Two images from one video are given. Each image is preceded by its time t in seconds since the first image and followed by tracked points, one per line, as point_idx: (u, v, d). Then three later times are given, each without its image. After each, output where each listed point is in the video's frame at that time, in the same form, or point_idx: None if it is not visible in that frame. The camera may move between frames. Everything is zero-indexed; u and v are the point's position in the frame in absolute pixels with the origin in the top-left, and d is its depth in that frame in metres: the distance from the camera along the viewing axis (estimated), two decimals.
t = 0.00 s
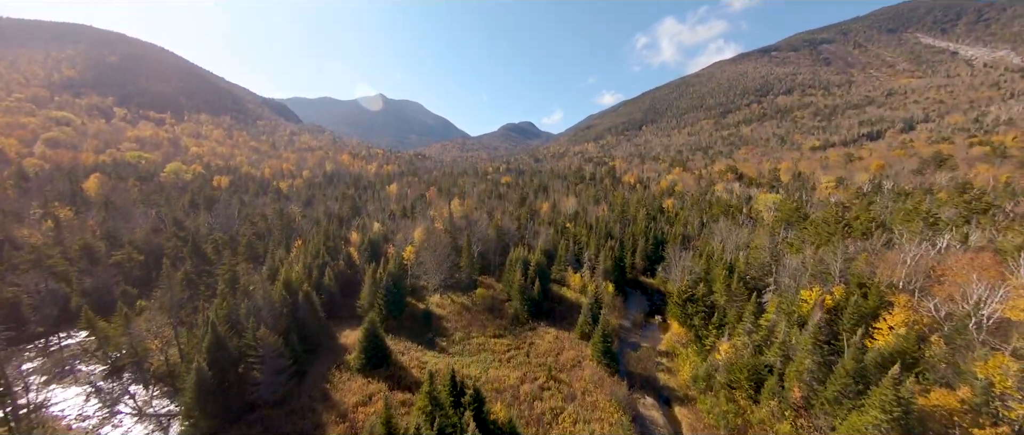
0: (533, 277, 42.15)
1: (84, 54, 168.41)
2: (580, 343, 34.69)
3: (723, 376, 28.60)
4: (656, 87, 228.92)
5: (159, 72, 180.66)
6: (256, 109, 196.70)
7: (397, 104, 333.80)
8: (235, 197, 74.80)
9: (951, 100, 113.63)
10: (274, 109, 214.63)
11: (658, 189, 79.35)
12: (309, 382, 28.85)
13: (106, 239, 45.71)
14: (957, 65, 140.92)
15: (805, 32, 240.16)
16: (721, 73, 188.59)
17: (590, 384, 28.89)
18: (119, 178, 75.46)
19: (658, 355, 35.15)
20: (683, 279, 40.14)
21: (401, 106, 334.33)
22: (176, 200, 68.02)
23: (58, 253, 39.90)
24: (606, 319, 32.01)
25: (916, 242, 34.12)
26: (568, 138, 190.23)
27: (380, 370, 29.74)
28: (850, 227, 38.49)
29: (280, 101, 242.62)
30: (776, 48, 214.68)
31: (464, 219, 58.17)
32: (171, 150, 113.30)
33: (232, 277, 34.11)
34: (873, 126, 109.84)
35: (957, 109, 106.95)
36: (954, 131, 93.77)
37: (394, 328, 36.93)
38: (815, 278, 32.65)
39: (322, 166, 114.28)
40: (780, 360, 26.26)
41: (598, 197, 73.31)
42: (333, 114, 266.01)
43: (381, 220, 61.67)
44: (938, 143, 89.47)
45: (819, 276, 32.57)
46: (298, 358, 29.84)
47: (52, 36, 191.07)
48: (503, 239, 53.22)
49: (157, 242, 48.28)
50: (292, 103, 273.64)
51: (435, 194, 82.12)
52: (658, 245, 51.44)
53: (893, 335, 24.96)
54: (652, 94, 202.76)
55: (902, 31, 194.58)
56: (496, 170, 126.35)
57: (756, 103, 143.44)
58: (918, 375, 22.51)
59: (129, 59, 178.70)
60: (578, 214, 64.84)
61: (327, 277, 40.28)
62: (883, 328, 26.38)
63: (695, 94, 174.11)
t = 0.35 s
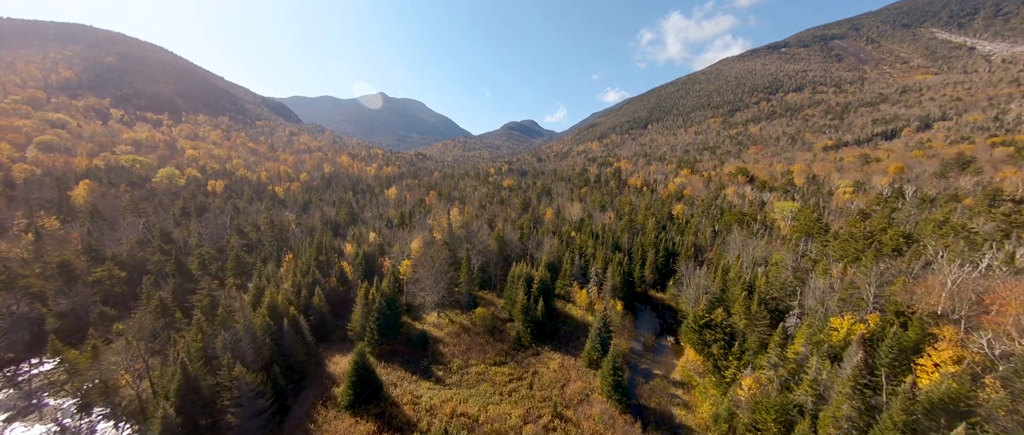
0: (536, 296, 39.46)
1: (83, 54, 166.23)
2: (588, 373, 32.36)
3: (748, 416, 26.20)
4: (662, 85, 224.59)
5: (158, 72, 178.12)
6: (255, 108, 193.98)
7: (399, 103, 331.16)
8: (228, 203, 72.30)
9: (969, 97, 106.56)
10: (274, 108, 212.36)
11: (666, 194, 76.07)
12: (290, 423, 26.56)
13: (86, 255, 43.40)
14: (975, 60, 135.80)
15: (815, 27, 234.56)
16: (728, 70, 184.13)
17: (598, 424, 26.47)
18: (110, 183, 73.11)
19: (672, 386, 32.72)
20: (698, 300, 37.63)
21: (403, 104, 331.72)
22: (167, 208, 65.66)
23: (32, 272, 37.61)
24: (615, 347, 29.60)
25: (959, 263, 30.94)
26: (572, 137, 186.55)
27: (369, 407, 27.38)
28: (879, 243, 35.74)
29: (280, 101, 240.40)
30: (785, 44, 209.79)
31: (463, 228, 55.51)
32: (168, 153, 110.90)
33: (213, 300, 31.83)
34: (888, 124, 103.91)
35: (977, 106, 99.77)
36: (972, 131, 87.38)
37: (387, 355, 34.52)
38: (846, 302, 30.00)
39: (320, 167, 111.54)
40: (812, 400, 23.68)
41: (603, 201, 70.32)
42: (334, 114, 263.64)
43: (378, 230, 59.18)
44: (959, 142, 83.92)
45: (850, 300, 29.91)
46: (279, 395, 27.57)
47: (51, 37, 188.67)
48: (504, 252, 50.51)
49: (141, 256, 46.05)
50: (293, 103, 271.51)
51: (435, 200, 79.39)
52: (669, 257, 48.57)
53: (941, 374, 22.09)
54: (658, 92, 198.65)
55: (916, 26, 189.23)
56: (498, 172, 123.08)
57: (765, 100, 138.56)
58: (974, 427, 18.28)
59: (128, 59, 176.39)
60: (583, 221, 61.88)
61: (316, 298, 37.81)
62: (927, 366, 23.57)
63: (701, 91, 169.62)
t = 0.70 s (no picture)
0: (540, 315, 37.01)
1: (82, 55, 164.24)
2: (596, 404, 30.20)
3: None
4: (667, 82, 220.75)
5: (158, 72, 175.89)
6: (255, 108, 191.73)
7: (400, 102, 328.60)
8: (222, 210, 70.15)
9: (988, 94, 101.63)
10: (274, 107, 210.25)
11: (674, 198, 73.21)
12: None
13: (68, 272, 41.41)
14: (992, 56, 131.30)
15: (825, 23, 229.50)
16: (736, 67, 180.08)
17: None
18: (102, 189, 71.23)
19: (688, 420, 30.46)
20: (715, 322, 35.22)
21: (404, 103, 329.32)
22: (159, 217, 63.63)
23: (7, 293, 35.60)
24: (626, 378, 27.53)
25: (1005, 284, 28.09)
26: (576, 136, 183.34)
27: None
28: (911, 260, 33.23)
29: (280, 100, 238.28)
30: (794, 40, 205.28)
31: (463, 237, 53.12)
32: (164, 155, 108.75)
33: (191, 326, 29.78)
34: (903, 123, 99.00)
35: (996, 104, 95.24)
36: (992, 130, 82.81)
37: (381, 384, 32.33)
38: (880, 331, 27.63)
39: (318, 169, 109.39)
40: None
41: (609, 206, 67.63)
42: (335, 113, 261.27)
43: (374, 239, 56.95)
44: (980, 142, 79.74)
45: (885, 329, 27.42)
46: None
47: (50, 37, 186.86)
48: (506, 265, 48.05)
49: (126, 272, 44.11)
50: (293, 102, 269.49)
51: (434, 204, 77.02)
52: (680, 270, 46.12)
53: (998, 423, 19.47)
54: (663, 89, 194.78)
55: (929, 21, 184.44)
56: (500, 173, 120.28)
57: (774, 98, 134.85)
58: None
59: (127, 59, 174.21)
60: (589, 229, 59.23)
61: (307, 320, 35.60)
62: (983, 410, 20.76)
63: (708, 88, 165.64)
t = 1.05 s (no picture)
0: (545, 339, 34.51)
1: (82, 56, 162.29)
2: None
3: None
4: (675, 79, 216.24)
5: (158, 72, 173.88)
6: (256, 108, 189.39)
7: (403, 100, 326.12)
8: (216, 218, 67.83)
9: (1014, 90, 95.76)
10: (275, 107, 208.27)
11: (685, 203, 70.05)
12: None
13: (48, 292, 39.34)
14: (1016, 50, 125.72)
15: (838, 16, 223.19)
16: (745, 63, 175.40)
17: None
18: (95, 196, 69.23)
19: None
20: (736, 348, 32.59)
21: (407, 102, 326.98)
22: (151, 227, 61.55)
23: None
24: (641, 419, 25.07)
25: None
26: (580, 134, 179.88)
27: None
28: (952, 281, 30.09)
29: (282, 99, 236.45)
30: (806, 35, 199.75)
31: (463, 248, 50.62)
32: (162, 158, 106.77)
33: (167, 359, 27.54)
34: (922, 121, 93.76)
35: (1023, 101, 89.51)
36: (1020, 128, 77.41)
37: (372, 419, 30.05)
38: (925, 368, 24.67)
39: (317, 170, 106.99)
40: None
41: (617, 211, 64.63)
42: (337, 112, 258.96)
43: (372, 250, 54.58)
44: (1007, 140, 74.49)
45: (930, 365, 24.54)
46: None
47: (51, 38, 185.54)
48: (509, 280, 45.50)
49: (110, 290, 42.18)
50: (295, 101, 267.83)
51: (435, 210, 74.46)
52: (695, 285, 43.29)
53: None
54: (670, 86, 190.42)
55: (948, 13, 177.97)
56: (504, 174, 117.34)
57: (786, 94, 130.59)
58: None
59: (128, 59, 172.34)
60: (596, 238, 56.40)
61: (295, 346, 33.23)
62: None
63: (717, 85, 161.29)
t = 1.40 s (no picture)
0: (551, 367, 32.10)
1: (86, 57, 161.37)
2: None
3: None
4: (684, 76, 211.44)
5: (163, 74, 172.82)
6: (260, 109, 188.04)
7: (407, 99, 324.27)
8: (213, 225, 66.07)
9: None
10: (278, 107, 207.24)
11: (698, 208, 66.79)
12: None
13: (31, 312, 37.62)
14: None
15: (855, 9, 215.89)
16: (758, 58, 170.24)
17: None
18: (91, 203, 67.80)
19: None
20: (761, 379, 29.94)
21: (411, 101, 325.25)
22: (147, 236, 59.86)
23: None
24: None
25: None
26: (587, 132, 176.26)
27: None
28: (1005, 308, 24.46)
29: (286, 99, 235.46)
30: (821, 28, 193.54)
31: (465, 261, 48.28)
32: (163, 161, 105.42)
33: (141, 396, 25.51)
34: (946, 118, 87.90)
35: None
36: None
37: None
38: (982, 413, 21.24)
39: (319, 172, 104.68)
40: None
41: (627, 218, 61.73)
42: (340, 112, 257.82)
43: (370, 261, 52.35)
44: None
45: (989, 410, 21.16)
46: None
47: (57, 40, 185.47)
48: (514, 296, 43.03)
49: (98, 308, 40.60)
50: (299, 101, 267.08)
51: (437, 216, 72.17)
52: (712, 303, 40.47)
53: None
54: (680, 83, 185.92)
55: (973, 4, 170.65)
56: (509, 175, 114.48)
57: (801, 91, 125.91)
58: None
59: (132, 60, 171.32)
60: (605, 248, 53.56)
61: (285, 375, 31.18)
62: None
63: (728, 80, 156.58)
